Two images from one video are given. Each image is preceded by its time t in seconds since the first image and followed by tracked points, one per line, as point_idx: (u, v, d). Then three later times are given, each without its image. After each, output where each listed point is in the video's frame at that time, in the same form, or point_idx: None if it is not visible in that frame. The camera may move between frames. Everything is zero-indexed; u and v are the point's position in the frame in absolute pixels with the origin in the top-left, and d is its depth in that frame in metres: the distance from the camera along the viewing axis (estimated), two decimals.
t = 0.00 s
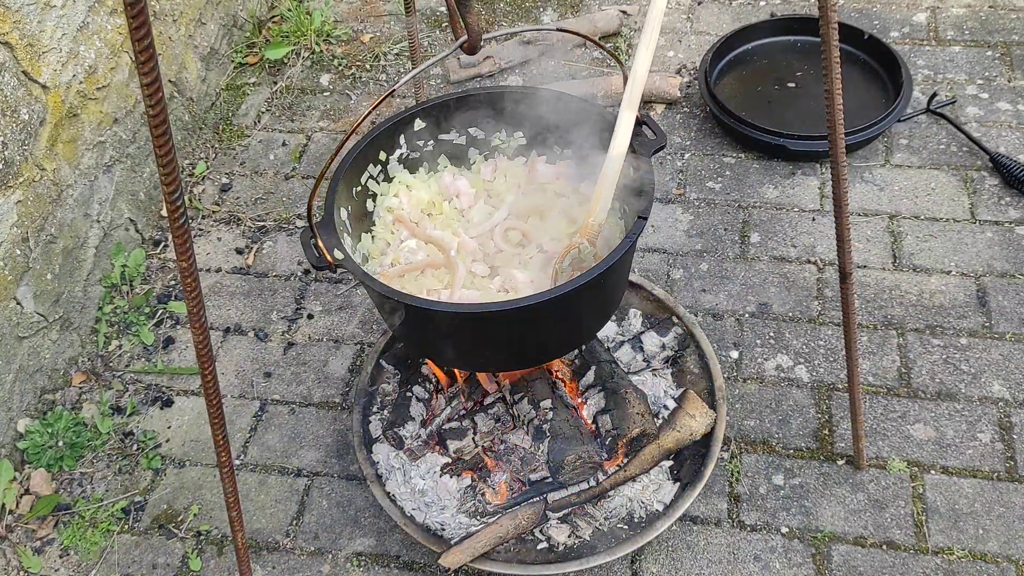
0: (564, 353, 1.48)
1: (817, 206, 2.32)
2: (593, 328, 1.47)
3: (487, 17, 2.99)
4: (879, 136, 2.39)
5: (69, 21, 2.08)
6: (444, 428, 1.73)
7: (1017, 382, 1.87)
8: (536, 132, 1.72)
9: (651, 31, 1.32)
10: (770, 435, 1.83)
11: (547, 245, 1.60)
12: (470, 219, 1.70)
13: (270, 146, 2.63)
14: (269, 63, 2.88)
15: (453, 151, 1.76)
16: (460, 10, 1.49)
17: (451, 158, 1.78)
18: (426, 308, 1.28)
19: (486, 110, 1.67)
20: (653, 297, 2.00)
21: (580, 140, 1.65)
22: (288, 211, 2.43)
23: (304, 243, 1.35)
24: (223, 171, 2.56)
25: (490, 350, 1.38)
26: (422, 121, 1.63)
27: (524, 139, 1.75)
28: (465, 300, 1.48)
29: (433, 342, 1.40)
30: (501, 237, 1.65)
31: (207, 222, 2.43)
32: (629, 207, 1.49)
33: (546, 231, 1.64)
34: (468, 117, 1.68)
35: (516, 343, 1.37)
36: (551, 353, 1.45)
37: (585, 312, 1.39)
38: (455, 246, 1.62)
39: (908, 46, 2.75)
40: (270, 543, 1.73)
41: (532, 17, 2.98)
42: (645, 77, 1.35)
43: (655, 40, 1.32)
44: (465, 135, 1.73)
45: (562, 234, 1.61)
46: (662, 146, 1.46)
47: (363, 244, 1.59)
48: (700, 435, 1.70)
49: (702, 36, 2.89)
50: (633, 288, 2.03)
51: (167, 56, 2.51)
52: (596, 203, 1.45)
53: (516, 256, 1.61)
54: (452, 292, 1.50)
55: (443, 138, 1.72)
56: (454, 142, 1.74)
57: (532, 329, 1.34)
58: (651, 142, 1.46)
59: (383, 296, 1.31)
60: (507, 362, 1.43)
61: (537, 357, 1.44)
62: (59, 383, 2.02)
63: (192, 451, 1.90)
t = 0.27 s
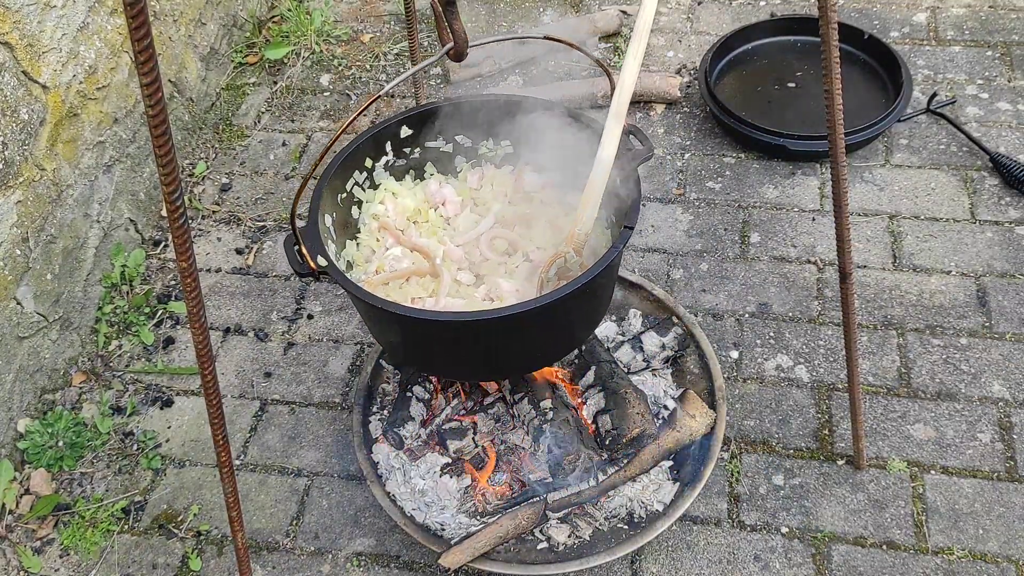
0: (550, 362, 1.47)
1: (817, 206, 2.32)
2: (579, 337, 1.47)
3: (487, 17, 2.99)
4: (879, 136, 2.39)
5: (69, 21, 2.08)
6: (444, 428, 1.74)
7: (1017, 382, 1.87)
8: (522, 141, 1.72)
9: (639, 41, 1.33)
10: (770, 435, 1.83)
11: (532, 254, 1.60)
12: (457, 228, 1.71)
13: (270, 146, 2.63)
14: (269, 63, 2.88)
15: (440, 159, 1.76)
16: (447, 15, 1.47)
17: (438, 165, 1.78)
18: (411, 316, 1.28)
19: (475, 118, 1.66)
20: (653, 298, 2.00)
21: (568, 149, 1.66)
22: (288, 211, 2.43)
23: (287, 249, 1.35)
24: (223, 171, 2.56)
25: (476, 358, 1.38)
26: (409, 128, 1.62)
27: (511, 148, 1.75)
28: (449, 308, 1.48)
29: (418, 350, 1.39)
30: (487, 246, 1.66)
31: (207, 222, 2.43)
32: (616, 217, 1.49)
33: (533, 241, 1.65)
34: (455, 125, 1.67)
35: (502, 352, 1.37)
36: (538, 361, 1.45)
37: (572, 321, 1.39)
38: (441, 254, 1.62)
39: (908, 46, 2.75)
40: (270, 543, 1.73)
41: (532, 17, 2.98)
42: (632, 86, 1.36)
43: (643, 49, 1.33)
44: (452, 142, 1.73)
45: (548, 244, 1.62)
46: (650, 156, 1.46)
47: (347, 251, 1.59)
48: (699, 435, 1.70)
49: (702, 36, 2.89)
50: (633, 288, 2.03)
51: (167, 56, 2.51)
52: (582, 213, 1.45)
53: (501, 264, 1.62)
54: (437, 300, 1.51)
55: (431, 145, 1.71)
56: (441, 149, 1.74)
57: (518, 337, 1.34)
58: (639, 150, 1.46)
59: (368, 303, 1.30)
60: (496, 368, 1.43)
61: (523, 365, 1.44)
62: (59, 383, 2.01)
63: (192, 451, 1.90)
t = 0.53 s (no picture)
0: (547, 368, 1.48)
1: (817, 206, 2.32)
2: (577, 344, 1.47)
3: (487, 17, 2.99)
4: (879, 136, 2.39)
5: (69, 21, 2.08)
6: (444, 428, 1.73)
7: (1017, 382, 1.87)
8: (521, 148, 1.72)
9: (636, 47, 1.34)
10: (770, 435, 1.83)
11: (531, 262, 1.60)
12: (455, 235, 1.71)
13: (270, 146, 2.64)
14: (269, 63, 2.88)
15: (438, 166, 1.76)
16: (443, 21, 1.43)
17: (437, 173, 1.78)
18: (407, 323, 1.28)
19: (472, 125, 1.66)
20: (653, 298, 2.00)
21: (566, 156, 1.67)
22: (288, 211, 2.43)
23: (283, 256, 1.36)
24: (223, 171, 2.56)
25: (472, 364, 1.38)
26: (406, 135, 1.62)
27: (510, 155, 1.74)
28: (448, 317, 1.49)
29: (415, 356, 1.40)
30: (485, 253, 1.65)
31: (207, 222, 2.43)
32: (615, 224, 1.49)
33: (531, 248, 1.64)
34: (453, 132, 1.67)
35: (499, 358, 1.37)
36: (536, 367, 1.45)
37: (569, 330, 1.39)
38: (439, 262, 1.62)
39: (908, 46, 2.75)
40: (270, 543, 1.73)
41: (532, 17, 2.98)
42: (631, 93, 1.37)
43: (642, 56, 1.34)
44: (450, 149, 1.72)
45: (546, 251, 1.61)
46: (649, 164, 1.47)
47: (345, 258, 1.60)
48: (700, 435, 1.70)
49: (702, 36, 2.89)
50: (633, 288, 2.03)
51: (167, 56, 2.51)
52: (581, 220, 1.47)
53: (500, 272, 1.61)
54: (436, 308, 1.52)
55: (428, 153, 1.71)
56: (439, 157, 1.73)
57: (514, 345, 1.34)
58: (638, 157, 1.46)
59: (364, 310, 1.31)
60: (493, 375, 1.43)
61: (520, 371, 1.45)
62: (59, 383, 2.02)
63: (192, 451, 1.90)
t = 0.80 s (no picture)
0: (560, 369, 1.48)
1: (817, 206, 2.32)
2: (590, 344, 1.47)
3: (487, 17, 2.99)
4: (879, 136, 2.39)
5: (69, 21, 2.08)
6: (443, 428, 1.73)
7: (1017, 382, 1.87)
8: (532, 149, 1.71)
9: (646, 48, 1.34)
10: (770, 435, 1.83)
11: (541, 262, 1.62)
12: (466, 237, 1.73)
13: (271, 146, 2.64)
14: (270, 63, 2.88)
15: (449, 169, 1.76)
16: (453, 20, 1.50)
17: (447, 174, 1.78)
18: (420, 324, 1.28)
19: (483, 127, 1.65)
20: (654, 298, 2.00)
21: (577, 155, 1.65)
22: (288, 211, 2.43)
23: (296, 258, 1.36)
24: (224, 171, 2.56)
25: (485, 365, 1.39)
26: (416, 137, 1.62)
27: (521, 156, 1.73)
28: (460, 317, 1.51)
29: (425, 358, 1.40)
30: (497, 254, 1.67)
31: (207, 222, 2.43)
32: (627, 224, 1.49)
33: (542, 249, 1.66)
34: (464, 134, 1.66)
35: (509, 359, 1.38)
36: (547, 368, 1.45)
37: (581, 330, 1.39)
38: (451, 263, 1.64)
39: (908, 46, 2.75)
40: (270, 543, 1.73)
41: (532, 17, 2.98)
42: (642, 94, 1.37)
43: (653, 54, 1.34)
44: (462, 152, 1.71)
45: (557, 252, 1.63)
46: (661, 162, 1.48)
47: (356, 261, 1.60)
48: (700, 435, 1.70)
49: (702, 36, 2.89)
50: (633, 288, 2.03)
51: (167, 56, 2.51)
52: (593, 221, 1.48)
53: (511, 273, 1.64)
54: (448, 311, 1.54)
55: (439, 155, 1.71)
56: (450, 159, 1.72)
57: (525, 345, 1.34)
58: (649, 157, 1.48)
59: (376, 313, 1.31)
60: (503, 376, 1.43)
61: (532, 373, 1.45)
62: (59, 383, 2.02)
63: (192, 451, 1.90)
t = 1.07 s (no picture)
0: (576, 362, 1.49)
1: (817, 206, 2.32)
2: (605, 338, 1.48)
3: (487, 17, 2.98)
4: (879, 136, 2.39)
5: (69, 21, 2.08)
6: (444, 428, 1.73)
7: (1017, 382, 1.87)
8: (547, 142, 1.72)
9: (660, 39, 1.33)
10: (770, 435, 1.83)
11: (558, 254, 1.60)
12: (482, 229, 1.70)
13: (271, 146, 2.64)
14: (269, 63, 2.88)
15: (465, 163, 1.76)
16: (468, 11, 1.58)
17: (463, 169, 1.78)
18: (438, 319, 1.29)
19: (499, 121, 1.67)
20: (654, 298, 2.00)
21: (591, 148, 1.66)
22: (288, 211, 2.43)
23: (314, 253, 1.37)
24: (224, 171, 2.56)
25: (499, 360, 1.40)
26: (432, 132, 1.64)
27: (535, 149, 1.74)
28: (476, 311, 1.48)
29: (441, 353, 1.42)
30: (513, 248, 1.64)
31: (207, 222, 2.43)
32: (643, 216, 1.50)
33: (558, 242, 1.64)
34: (480, 128, 1.68)
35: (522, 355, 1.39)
36: (560, 364, 1.46)
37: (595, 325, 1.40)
38: (467, 257, 1.61)
39: (908, 46, 2.75)
40: (270, 543, 1.73)
41: (532, 17, 2.98)
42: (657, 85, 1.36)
43: (667, 46, 1.33)
44: (477, 145, 1.72)
45: (574, 245, 1.61)
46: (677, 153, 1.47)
47: (373, 256, 1.59)
48: (700, 435, 1.70)
49: (702, 36, 2.89)
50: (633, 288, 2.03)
51: (167, 56, 2.51)
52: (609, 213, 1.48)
53: (528, 266, 1.61)
54: (465, 303, 1.51)
55: (455, 149, 1.72)
56: (466, 152, 1.74)
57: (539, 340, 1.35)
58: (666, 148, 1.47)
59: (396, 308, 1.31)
60: (516, 371, 1.45)
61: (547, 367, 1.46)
62: (59, 383, 2.02)
63: (192, 451, 1.90)
